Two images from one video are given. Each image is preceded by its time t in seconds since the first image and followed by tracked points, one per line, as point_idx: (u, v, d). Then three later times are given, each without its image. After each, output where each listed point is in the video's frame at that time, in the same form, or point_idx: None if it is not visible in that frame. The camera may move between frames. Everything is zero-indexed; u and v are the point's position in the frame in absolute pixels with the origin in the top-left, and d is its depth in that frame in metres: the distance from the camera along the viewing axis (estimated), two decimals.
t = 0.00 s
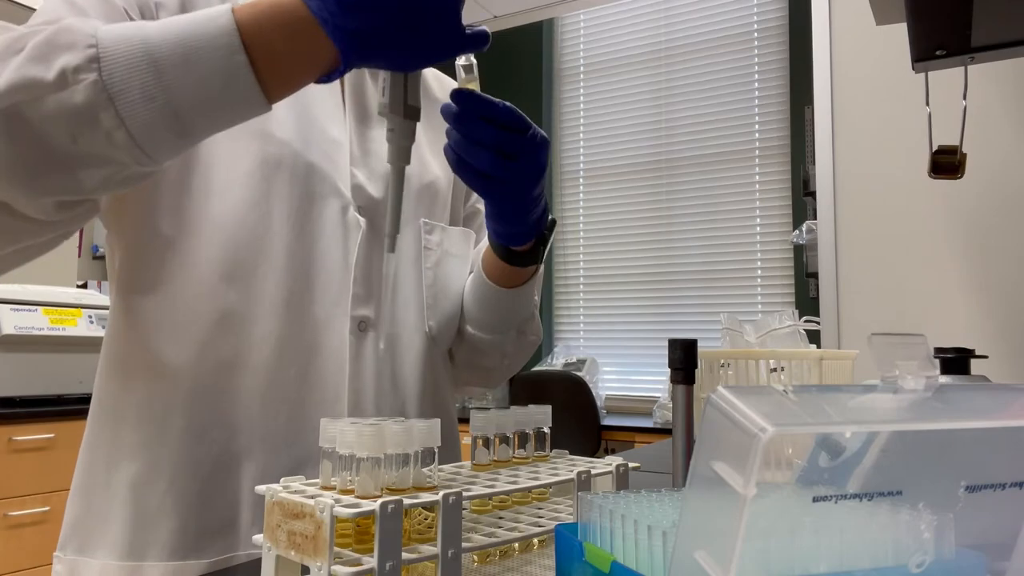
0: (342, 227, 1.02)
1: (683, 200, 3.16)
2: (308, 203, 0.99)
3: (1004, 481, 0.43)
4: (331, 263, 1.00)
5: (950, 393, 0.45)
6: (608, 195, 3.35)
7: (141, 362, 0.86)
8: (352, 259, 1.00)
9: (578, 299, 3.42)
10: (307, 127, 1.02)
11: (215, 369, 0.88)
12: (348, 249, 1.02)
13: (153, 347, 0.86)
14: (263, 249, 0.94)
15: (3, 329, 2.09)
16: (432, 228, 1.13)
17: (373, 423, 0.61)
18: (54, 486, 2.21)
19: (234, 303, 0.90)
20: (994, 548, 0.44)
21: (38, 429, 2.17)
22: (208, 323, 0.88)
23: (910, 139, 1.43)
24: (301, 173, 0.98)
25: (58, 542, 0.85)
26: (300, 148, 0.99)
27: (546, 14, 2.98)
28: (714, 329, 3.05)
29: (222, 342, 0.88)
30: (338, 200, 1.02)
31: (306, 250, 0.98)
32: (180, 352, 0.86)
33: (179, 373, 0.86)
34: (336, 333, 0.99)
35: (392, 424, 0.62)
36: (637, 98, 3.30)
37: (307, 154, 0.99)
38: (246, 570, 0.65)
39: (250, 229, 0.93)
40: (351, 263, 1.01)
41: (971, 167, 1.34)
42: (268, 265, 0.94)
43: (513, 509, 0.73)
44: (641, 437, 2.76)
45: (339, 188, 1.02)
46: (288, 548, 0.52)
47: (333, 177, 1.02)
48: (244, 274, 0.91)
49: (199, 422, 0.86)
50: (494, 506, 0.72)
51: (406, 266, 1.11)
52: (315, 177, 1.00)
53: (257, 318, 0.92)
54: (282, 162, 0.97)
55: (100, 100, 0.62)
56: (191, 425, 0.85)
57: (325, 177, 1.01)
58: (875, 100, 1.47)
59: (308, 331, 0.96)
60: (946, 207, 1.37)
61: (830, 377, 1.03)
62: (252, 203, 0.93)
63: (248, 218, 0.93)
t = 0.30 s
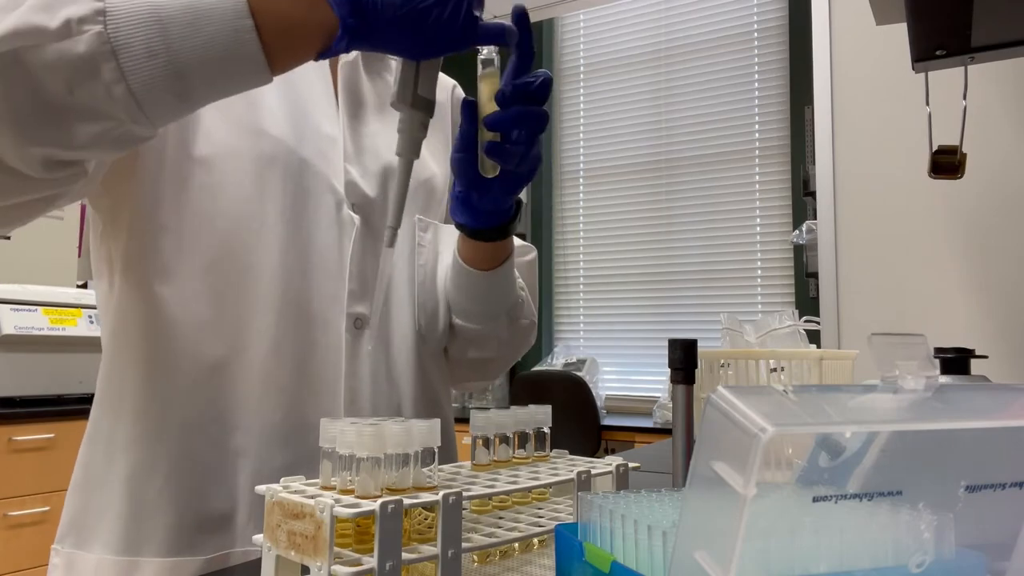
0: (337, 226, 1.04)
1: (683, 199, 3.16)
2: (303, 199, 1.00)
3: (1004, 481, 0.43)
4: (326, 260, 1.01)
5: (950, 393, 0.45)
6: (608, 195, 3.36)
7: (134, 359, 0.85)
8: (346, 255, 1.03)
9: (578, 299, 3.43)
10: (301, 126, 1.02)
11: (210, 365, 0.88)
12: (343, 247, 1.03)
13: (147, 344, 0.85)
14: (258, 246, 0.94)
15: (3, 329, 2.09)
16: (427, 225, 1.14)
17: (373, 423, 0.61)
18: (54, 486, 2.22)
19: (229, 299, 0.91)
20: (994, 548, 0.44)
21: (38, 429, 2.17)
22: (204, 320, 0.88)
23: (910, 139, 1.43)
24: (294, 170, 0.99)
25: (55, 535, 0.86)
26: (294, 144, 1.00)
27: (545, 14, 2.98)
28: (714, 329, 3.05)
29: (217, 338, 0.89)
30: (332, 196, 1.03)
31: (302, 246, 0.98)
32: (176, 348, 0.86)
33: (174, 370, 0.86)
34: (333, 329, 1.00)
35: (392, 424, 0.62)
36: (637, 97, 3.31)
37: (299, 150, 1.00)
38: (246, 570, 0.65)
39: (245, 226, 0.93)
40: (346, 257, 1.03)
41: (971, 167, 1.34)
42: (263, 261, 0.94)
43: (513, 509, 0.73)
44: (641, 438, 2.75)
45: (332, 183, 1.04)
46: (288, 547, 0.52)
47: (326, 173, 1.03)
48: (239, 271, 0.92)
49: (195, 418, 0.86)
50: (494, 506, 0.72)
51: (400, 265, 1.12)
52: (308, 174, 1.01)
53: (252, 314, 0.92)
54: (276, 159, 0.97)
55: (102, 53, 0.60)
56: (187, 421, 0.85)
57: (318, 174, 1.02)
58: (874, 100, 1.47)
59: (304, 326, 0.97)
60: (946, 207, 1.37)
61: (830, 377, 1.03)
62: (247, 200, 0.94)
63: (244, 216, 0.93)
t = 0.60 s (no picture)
0: (347, 225, 1.01)
1: (683, 199, 3.16)
2: (310, 200, 0.99)
3: (1004, 481, 0.43)
4: (334, 261, 1.00)
5: (950, 393, 0.45)
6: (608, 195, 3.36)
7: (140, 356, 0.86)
8: (356, 256, 1.00)
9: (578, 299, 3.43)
10: (311, 122, 1.01)
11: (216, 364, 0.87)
12: (354, 245, 1.01)
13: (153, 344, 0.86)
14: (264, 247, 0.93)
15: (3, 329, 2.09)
16: (436, 226, 1.12)
17: (373, 423, 0.62)
18: (54, 486, 2.21)
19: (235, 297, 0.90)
20: (994, 548, 0.44)
21: (38, 429, 2.17)
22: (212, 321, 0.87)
23: (910, 139, 1.43)
24: (302, 169, 0.98)
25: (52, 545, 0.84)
26: (304, 142, 0.98)
27: (545, 14, 2.98)
28: (714, 329, 3.05)
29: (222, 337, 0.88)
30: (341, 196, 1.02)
31: (305, 246, 0.98)
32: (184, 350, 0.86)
33: (182, 370, 0.86)
34: (338, 328, 0.99)
35: (392, 424, 0.62)
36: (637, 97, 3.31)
37: (310, 147, 0.99)
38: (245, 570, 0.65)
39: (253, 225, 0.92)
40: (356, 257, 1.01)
41: (971, 167, 1.34)
42: (270, 262, 0.94)
43: (513, 509, 0.73)
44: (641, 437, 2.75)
45: (345, 183, 1.02)
46: (288, 548, 0.52)
47: (337, 172, 1.01)
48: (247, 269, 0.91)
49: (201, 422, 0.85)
50: (495, 506, 0.72)
51: (409, 269, 1.10)
52: (318, 171, 1.00)
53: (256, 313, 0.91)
54: (285, 158, 0.96)
55: (25, 79, 0.56)
56: (193, 422, 0.84)
57: (329, 171, 1.00)
58: (874, 100, 1.47)
59: (311, 328, 0.97)
60: (946, 207, 1.37)
61: (830, 377, 1.03)
62: (255, 200, 0.93)
63: (252, 217, 0.92)
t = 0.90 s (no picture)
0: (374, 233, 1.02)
1: (684, 199, 3.16)
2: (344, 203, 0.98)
3: (1004, 481, 0.43)
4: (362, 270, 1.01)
5: (950, 392, 0.45)
6: (608, 195, 3.36)
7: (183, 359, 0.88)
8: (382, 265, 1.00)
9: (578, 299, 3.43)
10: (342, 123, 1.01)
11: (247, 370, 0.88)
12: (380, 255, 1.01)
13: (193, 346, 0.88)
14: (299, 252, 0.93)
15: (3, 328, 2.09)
16: (446, 232, 1.16)
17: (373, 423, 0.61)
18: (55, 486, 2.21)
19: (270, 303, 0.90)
20: (994, 548, 0.44)
21: (38, 429, 2.17)
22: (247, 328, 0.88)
23: (910, 139, 1.43)
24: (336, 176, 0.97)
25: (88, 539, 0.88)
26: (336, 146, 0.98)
27: (545, 14, 2.98)
28: (714, 329, 3.05)
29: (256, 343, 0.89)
30: (370, 200, 1.01)
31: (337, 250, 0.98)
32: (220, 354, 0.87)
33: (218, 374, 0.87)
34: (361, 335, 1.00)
35: (392, 424, 0.62)
36: (637, 97, 3.31)
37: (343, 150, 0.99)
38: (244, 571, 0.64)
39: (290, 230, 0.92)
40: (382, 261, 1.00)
41: (971, 167, 1.34)
42: (306, 268, 0.94)
43: (513, 509, 0.73)
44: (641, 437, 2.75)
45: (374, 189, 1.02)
46: (288, 547, 0.52)
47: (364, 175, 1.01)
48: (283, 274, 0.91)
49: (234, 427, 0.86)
50: (495, 506, 0.72)
51: (430, 274, 1.10)
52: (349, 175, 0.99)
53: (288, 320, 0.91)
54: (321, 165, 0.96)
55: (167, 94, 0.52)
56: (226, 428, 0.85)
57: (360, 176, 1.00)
58: (875, 100, 1.47)
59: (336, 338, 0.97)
60: (947, 207, 1.37)
61: (830, 377, 1.03)
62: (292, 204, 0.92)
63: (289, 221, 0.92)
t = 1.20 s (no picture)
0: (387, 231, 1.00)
1: (684, 200, 3.16)
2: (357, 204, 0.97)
3: (1004, 481, 0.43)
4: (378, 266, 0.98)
5: (950, 393, 0.45)
6: (608, 194, 3.36)
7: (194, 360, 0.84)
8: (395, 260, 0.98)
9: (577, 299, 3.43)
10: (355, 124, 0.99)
11: (263, 370, 0.83)
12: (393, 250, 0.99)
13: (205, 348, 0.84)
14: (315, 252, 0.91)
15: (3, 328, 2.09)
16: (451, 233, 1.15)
17: (373, 423, 0.61)
18: (55, 486, 2.21)
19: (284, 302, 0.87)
20: (994, 548, 0.44)
21: (38, 429, 2.17)
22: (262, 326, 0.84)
23: (911, 139, 1.43)
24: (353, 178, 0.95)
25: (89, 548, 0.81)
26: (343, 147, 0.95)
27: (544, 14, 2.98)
28: (714, 329, 3.05)
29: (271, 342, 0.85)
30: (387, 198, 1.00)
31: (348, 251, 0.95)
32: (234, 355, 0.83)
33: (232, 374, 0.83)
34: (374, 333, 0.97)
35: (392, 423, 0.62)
36: (637, 97, 3.31)
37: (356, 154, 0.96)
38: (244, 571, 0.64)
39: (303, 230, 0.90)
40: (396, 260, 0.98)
41: (971, 167, 1.34)
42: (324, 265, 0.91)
43: (513, 509, 0.73)
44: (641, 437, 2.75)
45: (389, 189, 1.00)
46: (288, 548, 0.52)
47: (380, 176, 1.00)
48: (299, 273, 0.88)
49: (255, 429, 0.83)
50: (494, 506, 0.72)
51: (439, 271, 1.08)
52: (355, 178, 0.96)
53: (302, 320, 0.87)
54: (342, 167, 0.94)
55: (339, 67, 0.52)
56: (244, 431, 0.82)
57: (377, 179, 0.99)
58: (874, 100, 1.47)
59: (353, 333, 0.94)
60: (947, 207, 1.37)
61: (830, 377, 1.03)
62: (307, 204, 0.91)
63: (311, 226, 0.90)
